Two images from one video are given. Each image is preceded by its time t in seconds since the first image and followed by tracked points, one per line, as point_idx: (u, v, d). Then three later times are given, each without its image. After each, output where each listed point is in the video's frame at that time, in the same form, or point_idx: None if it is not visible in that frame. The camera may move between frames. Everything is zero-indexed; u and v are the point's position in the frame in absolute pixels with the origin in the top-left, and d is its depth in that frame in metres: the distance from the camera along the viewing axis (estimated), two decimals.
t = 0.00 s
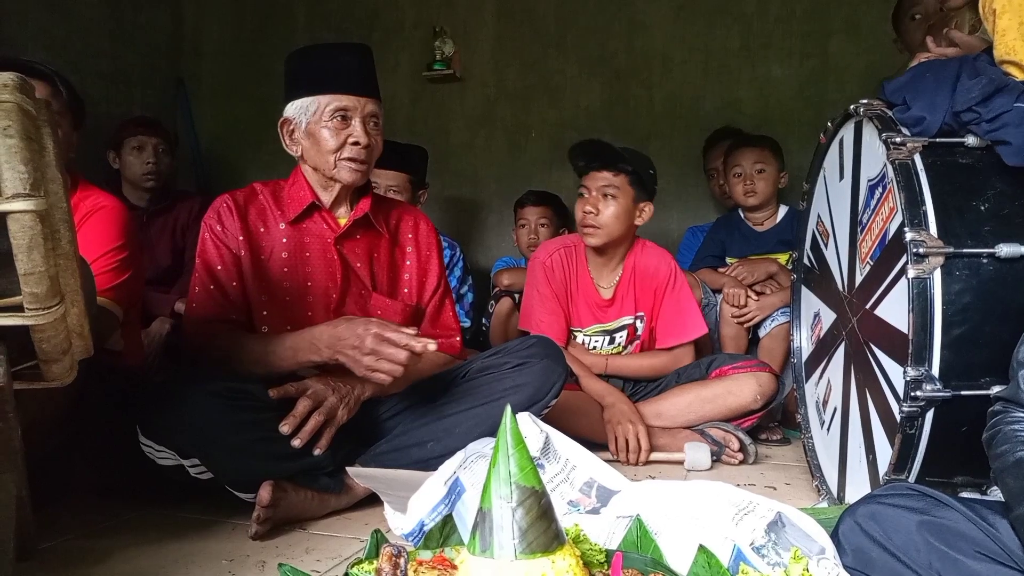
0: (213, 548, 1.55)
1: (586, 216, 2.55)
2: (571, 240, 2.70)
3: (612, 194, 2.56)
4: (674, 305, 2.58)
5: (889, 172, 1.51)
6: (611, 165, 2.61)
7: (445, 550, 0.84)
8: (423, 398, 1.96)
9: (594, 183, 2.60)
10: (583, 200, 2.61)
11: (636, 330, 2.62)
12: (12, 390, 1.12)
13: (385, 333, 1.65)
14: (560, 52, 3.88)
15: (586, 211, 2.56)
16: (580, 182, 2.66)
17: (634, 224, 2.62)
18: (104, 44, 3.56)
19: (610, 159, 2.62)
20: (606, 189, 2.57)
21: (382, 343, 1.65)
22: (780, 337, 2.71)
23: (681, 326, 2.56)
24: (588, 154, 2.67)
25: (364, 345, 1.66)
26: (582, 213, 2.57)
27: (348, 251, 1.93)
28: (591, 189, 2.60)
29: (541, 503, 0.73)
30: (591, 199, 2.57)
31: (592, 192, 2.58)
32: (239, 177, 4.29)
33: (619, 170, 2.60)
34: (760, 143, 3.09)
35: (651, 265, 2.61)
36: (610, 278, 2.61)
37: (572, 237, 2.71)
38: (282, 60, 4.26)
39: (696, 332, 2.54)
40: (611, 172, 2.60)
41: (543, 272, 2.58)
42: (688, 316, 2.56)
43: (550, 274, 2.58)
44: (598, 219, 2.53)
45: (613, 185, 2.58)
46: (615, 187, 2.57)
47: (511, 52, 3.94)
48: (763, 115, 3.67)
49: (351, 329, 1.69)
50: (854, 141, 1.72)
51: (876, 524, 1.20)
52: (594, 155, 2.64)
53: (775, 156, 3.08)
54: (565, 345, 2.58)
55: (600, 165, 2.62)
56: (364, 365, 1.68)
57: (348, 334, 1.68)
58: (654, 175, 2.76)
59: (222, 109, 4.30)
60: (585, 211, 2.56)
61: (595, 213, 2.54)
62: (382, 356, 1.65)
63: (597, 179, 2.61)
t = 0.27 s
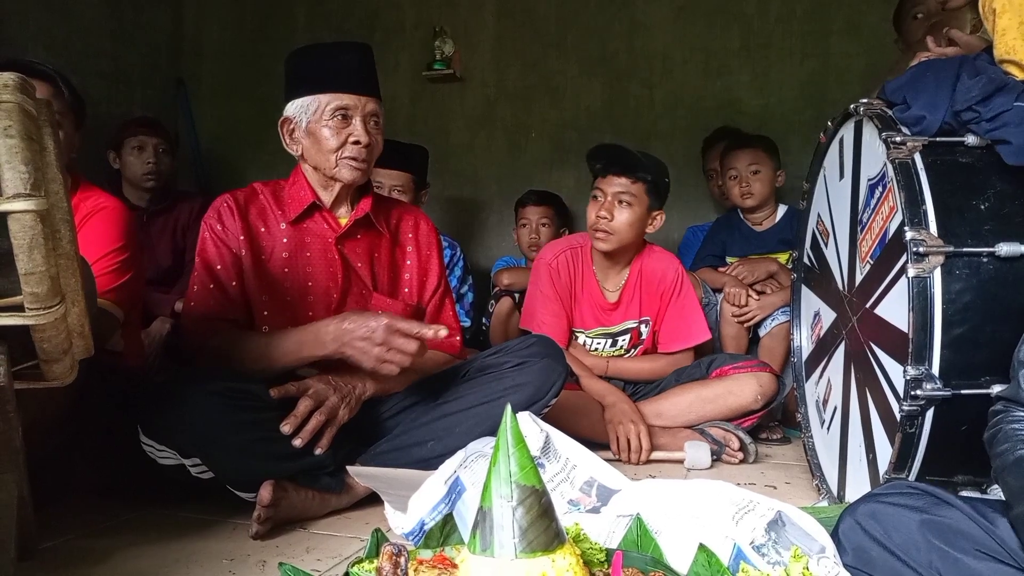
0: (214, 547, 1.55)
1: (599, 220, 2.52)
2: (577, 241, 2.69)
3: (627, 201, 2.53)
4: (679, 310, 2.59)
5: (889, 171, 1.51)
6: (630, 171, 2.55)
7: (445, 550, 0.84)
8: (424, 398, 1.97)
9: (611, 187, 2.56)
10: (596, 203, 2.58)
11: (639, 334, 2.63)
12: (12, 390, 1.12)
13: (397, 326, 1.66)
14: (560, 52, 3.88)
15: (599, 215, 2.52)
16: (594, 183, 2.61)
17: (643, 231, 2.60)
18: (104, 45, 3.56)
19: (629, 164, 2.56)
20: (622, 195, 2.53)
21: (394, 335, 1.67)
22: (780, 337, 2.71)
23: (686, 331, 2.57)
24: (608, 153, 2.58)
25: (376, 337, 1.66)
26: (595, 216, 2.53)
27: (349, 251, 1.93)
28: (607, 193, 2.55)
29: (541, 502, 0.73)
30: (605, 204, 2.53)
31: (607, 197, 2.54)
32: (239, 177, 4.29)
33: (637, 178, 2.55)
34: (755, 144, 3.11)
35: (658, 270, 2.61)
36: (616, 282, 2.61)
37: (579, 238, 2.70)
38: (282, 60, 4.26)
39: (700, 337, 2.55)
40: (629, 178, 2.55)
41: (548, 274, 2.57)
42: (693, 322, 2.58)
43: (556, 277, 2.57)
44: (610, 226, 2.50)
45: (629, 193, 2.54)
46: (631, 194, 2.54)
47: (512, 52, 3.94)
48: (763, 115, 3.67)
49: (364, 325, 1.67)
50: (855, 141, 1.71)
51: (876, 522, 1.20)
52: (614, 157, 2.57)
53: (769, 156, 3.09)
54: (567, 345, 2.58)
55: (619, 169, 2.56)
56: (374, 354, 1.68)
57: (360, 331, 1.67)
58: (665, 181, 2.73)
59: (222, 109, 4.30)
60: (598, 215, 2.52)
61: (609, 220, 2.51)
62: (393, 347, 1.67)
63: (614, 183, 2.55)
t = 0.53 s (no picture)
0: (215, 546, 1.55)
1: (605, 222, 2.50)
2: (581, 241, 2.68)
3: (635, 204, 2.51)
4: (681, 312, 2.59)
5: (891, 171, 1.51)
6: (638, 174, 2.53)
7: (448, 549, 0.84)
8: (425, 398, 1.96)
9: (618, 189, 2.53)
10: (602, 204, 2.56)
11: (642, 335, 2.63)
12: (15, 389, 1.12)
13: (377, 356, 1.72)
14: (561, 52, 3.88)
15: (606, 217, 2.50)
16: (602, 185, 2.59)
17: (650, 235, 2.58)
18: (105, 44, 3.56)
19: (637, 166, 2.54)
20: (630, 198, 2.51)
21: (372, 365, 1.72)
22: (781, 337, 2.72)
23: (689, 333, 2.57)
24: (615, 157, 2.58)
25: (352, 363, 1.71)
26: (601, 218, 2.51)
27: (350, 252, 1.93)
28: (614, 195, 2.53)
29: (543, 501, 0.73)
30: (612, 206, 2.51)
31: (614, 199, 2.52)
32: (241, 177, 4.30)
33: (645, 181, 2.53)
34: (752, 145, 3.12)
35: (662, 272, 2.61)
36: (620, 284, 2.60)
37: (583, 239, 2.70)
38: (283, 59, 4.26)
39: (703, 338, 2.56)
40: (637, 181, 2.53)
41: (552, 276, 2.56)
42: (695, 323, 2.58)
43: (559, 279, 2.57)
44: (617, 228, 2.49)
45: (637, 195, 2.52)
46: (638, 197, 2.52)
47: (513, 52, 3.94)
48: (764, 115, 3.67)
49: (343, 350, 1.72)
50: (856, 141, 1.71)
51: (876, 522, 1.21)
52: (621, 160, 2.56)
53: (765, 156, 3.09)
54: (568, 345, 2.58)
55: (627, 172, 2.54)
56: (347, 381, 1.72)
57: (337, 357, 1.72)
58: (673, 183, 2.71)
59: (223, 109, 4.30)
60: (605, 217, 2.50)
61: (615, 222, 2.49)
62: (368, 377, 1.72)
63: (621, 186, 2.53)
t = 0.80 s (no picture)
0: (214, 546, 1.55)
1: (604, 222, 2.49)
2: (579, 241, 2.68)
3: (633, 204, 2.50)
4: (680, 310, 2.59)
5: (891, 170, 1.52)
6: (637, 173, 2.53)
7: (448, 548, 0.84)
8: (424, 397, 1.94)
9: (617, 189, 2.52)
10: (600, 203, 2.55)
11: (641, 335, 2.63)
12: (13, 388, 1.12)
13: (383, 377, 1.70)
14: (561, 51, 3.88)
15: (604, 217, 2.49)
16: (599, 185, 2.59)
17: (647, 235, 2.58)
18: (105, 44, 3.56)
19: (635, 166, 2.54)
20: (628, 197, 2.51)
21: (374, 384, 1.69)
22: (781, 336, 2.71)
23: (688, 332, 2.57)
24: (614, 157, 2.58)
25: (356, 376, 1.68)
26: (600, 217, 2.51)
27: (347, 252, 1.92)
28: (613, 194, 2.53)
29: (543, 501, 0.73)
30: (610, 205, 2.51)
31: (612, 198, 2.51)
32: (240, 177, 4.29)
33: (643, 180, 2.53)
34: (751, 145, 3.12)
35: (661, 271, 2.61)
36: (617, 283, 2.60)
37: (581, 238, 2.70)
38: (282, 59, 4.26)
39: (701, 337, 2.55)
40: (636, 180, 2.53)
41: (549, 275, 2.56)
42: (694, 322, 2.58)
43: (556, 278, 2.56)
44: (615, 228, 2.48)
45: (635, 195, 2.51)
46: (637, 196, 2.51)
47: (513, 52, 3.94)
48: (763, 115, 3.67)
49: (353, 361, 1.72)
50: (856, 140, 1.71)
51: (876, 521, 1.20)
52: (620, 160, 2.56)
53: (765, 156, 3.10)
54: (567, 345, 2.58)
55: (626, 171, 2.54)
56: (341, 395, 1.67)
57: (343, 366, 1.71)
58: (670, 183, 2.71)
59: (222, 109, 4.30)
60: (603, 217, 2.49)
61: (613, 221, 2.48)
62: (366, 393, 1.67)
63: (620, 185, 2.53)
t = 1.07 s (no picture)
0: (213, 546, 1.55)
1: (611, 223, 2.48)
2: (577, 241, 2.69)
3: (639, 204, 2.50)
4: (679, 310, 2.59)
5: (889, 169, 1.51)
6: (639, 173, 2.51)
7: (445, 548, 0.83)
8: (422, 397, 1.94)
9: (620, 189, 2.50)
10: (604, 205, 2.52)
11: (640, 335, 2.63)
12: (11, 388, 1.12)
13: (378, 379, 1.69)
14: (560, 52, 3.88)
15: (612, 218, 2.48)
16: (599, 185, 2.55)
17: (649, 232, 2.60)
18: (104, 44, 3.56)
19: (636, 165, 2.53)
20: (634, 197, 2.50)
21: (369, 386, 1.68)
22: (780, 336, 2.71)
23: (687, 332, 2.57)
24: (615, 157, 2.56)
25: (350, 378, 1.67)
26: (606, 219, 2.49)
27: (346, 252, 1.92)
28: (617, 195, 2.50)
29: (541, 499, 0.73)
30: (618, 207, 2.49)
31: (619, 199, 2.49)
32: (240, 177, 4.30)
33: (647, 180, 2.52)
34: (749, 145, 3.12)
35: (660, 271, 2.61)
36: (616, 283, 2.60)
37: (580, 238, 2.70)
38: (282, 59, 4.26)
39: (701, 336, 2.55)
40: (639, 180, 2.51)
41: (548, 275, 2.56)
42: (693, 322, 2.58)
43: (555, 278, 2.56)
44: (623, 228, 2.48)
45: (640, 195, 2.51)
46: (641, 196, 2.51)
47: (512, 52, 3.94)
48: (763, 115, 3.67)
49: (350, 364, 1.71)
50: (855, 139, 1.71)
51: (874, 521, 1.21)
52: (623, 160, 2.53)
53: (763, 156, 3.10)
54: (567, 345, 2.58)
55: (627, 171, 2.51)
56: (336, 398, 1.65)
57: (340, 368, 1.70)
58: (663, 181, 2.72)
59: (222, 109, 4.30)
60: (610, 218, 2.48)
61: (622, 223, 2.48)
62: (361, 396, 1.66)
63: (624, 185, 2.50)
